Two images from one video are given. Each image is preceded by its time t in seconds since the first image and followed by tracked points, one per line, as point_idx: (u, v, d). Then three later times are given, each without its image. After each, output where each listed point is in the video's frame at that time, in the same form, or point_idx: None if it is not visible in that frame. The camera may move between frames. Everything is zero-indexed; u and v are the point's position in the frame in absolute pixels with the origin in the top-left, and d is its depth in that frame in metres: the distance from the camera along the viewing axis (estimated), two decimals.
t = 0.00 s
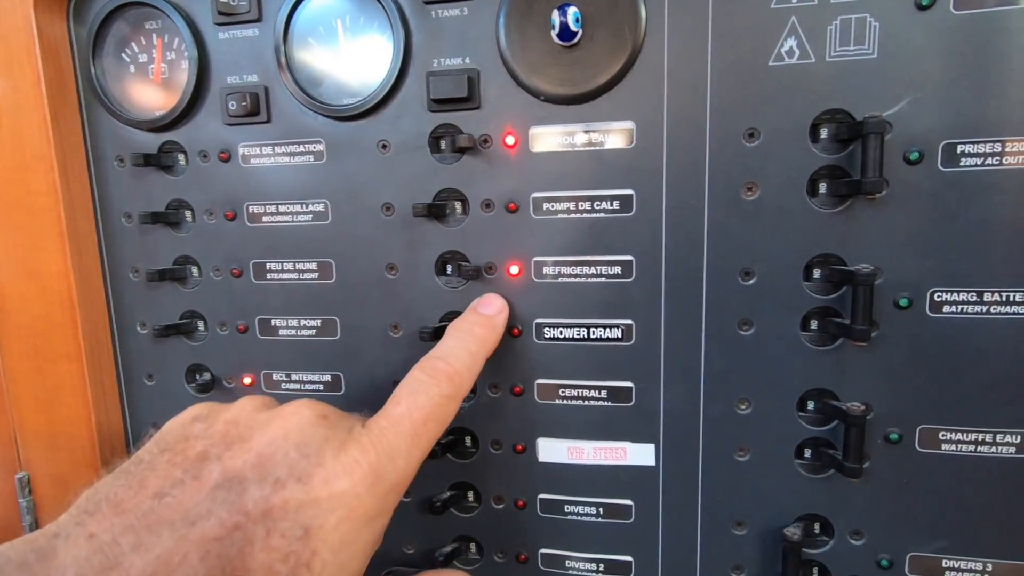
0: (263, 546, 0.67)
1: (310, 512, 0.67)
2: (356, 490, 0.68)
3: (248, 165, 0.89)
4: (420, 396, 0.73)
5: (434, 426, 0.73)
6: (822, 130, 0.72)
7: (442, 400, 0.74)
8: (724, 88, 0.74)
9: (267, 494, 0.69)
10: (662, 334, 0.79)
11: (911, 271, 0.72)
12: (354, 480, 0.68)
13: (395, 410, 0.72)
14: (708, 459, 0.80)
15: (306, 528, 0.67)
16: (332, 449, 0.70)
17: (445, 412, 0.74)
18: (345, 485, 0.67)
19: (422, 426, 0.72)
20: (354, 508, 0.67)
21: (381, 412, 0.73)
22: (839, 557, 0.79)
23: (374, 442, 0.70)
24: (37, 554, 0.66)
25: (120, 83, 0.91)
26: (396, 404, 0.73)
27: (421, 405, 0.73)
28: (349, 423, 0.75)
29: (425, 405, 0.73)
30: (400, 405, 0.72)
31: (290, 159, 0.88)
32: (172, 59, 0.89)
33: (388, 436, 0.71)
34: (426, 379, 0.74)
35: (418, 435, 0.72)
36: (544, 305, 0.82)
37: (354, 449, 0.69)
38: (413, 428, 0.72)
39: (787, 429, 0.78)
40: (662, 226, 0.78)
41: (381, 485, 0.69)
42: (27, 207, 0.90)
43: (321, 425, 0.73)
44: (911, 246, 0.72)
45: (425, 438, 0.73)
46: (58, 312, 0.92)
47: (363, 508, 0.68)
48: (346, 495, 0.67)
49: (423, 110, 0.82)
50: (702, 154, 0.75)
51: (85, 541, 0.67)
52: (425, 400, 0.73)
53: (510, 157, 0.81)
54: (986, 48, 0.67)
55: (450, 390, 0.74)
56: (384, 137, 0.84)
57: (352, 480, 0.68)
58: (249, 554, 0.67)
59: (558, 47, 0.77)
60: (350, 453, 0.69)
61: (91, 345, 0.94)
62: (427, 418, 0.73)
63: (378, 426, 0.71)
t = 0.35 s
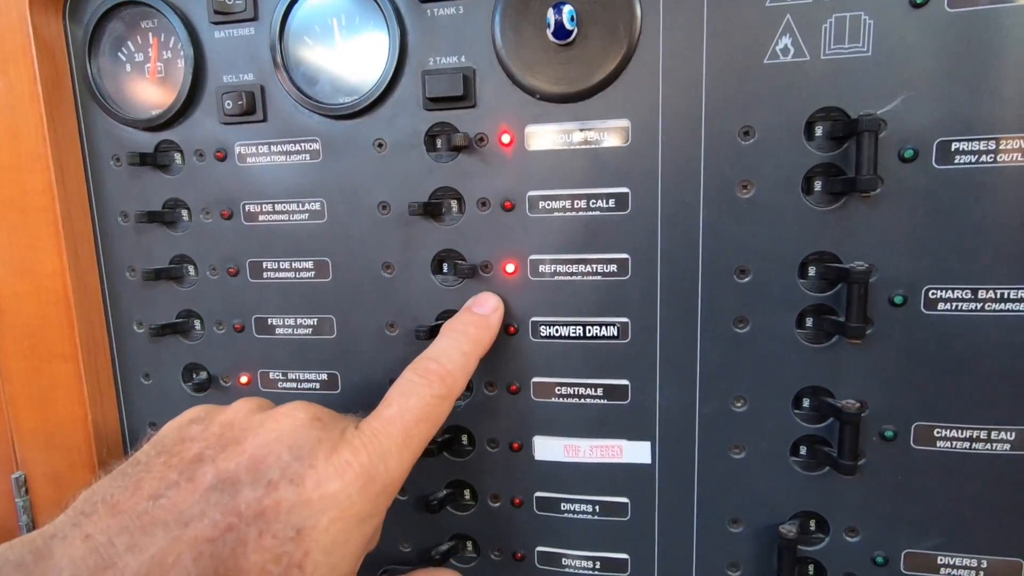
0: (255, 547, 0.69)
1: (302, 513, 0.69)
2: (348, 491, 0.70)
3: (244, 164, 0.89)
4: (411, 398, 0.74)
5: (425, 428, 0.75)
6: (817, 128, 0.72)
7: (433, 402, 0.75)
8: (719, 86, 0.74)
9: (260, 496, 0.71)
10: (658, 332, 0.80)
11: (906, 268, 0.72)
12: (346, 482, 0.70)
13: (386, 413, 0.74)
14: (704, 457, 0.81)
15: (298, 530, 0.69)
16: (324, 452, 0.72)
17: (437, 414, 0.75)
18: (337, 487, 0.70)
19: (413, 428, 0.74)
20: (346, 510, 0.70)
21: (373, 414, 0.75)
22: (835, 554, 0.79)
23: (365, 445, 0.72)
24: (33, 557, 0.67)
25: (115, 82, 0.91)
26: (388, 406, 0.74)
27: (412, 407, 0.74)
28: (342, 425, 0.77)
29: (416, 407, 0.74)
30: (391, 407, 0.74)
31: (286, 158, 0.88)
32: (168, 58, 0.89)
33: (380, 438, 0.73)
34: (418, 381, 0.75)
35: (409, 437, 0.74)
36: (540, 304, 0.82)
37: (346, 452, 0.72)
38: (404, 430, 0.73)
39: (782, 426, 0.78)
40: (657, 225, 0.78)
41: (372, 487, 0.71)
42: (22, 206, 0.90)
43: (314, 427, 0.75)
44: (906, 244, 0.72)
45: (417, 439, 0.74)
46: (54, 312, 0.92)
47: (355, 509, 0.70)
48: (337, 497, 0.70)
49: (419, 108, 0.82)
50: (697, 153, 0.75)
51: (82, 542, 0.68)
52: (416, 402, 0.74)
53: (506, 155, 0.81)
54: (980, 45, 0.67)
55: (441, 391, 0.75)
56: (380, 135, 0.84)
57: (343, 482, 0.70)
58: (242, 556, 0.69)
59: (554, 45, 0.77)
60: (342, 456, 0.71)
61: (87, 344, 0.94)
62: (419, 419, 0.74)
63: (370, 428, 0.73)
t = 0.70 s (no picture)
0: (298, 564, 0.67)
1: (343, 531, 0.67)
2: (391, 507, 0.68)
3: (251, 148, 0.91)
4: (444, 412, 0.75)
5: (456, 442, 0.75)
6: (812, 109, 0.74)
7: (462, 417, 0.76)
8: (717, 68, 0.75)
9: (299, 510, 0.69)
10: (656, 311, 0.81)
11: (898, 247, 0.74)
12: (388, 498, 0.68)
13: (423, 427, 0.73)
14: (700, 433, 0.83)
15: (340, 548, 0.67)
16: (365, 466, 0.70)
17: (465, 428, 0.76)
18: (379, 502, 0.68)
19: (447, 442, 0.74)
20: (387, 527, 0.68)
21: (408, 427, 0.74)
22: (827, 528, 0.81)
23: (405, 459, 0.71)
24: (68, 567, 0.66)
25: (125, 68, 0.93)
26: (423, 420, 0.74)
27: (447, 423, 0.74)
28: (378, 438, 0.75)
29: (449, 421, 0.75)
30: (427, 423, 0.74)
31: (293, 142, 0.90)
32: (176, 44, 0.91)
33: (417, 451, 0.72)
34: (448, 394, 0.76)
35: (445, 450, 0.74)
36: (541, 284, 0.84)
37: (388, 465, 0.70)
38: (440, 445, 0.73)
39: (777, 403, 0.80)
40: (655, 206, 0.79)
41: (412, 502, 0.70)
42: (36, 189, 0.92)
43: (353, 441, 0.73)
44: (899, 223, 0.73)
45: (450, 455, 0.74)
46: (68, 293, 0.94)
47: (396, 526, 0.69)
48: (380, 515, 0.68)
49: (422, 92, 0.84)
50: (695, 134, 0.77)
51: (118, 556, 0.67)
52: (449, 416, 0.75)
53: (507, 138, 0.82)
54: (973, 26, 0.68)
55: (470, 406, 0.77)
56: (384, 119, 0.86)
57: (385, 496, 0.68)
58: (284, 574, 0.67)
59: (554, 29, 0.79)
60: (385, 469, 0.70)
61: (100, 325, 0.96)
62: (452, 434, 0.75)
63: (408, 440, 0.72)
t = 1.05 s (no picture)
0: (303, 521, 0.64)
1: (343, 489, 0.65)
2: (393, 472, 0.65)
3: (252, 146, 0.92)
4: (466, 395, 0.73)
5: (479, 428, 0.73)
6: (810, 107, 0.74)
7: (488, 406, 0.74)
8: (715, 66, 0.75)
9: (304, 467, 0.67)
10: (654, 308, 0.82)
11: (896, 244, 0.74)
12: (389, 460, 0.66)
13: (441, 403, 0.72)
14: (699, 429, 0.83)
15: (339, 505, 0.64)
16: (368, 429, 0.69)
17: (491, 420, 0.74)
18: (379, 463, 0.65)
19: (466, 423, 0.71)
20: (386, 491, 0.65)
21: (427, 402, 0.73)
22: (825, 524, 0.81)
23: (412, 427, 0.69)
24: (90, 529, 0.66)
25: (126, 66, 0.94)
26: (443, 398, 0.73)
27: (468, 405, 0.72)
28: (384, 410, 0.74)
29: (472, 404, 0.73)
30: (447, 401, 0.72)
31: (293, 139, 0.90)
32: (176, 42, 0.91)
33: (428, 422, 0.70)
34: (477, 381, 0.75)
35: (462, 431, 0.71)
36: (540, 281, 0.85)
37: (392, 428, 0.68)
38: (456, 423, 0.71)
39: (775, 399, 0.80)
40: (653, 202, 0.80)
41: (415, 471, 0.67)
42: (37, 187, 0.93)
43: (356, 407, 0.73)
44: (897, 220, 0.73)
45: (467, 437, 0.71)
46: (69, 291, 0.95)
47: (395, 492, 0.65)
48: (378, 476, 0.65)
49: (422, 90, 0.84)
50: (693, 132, 0.77)
51: (133, 513, 0.66)
52: (474, 402, 0.73)
53: (506, 135, 0.83)
54: (970, 24, 0.69)
55: (499, 399, 0.75)
56: (383, 116, 0.86)
57: (386, 459, 0.66)
58: (286, 529, 0.64)
59: (553, 26, 0.79)
60: (389, 432, 0.68)
61: (101, 323, 0.97)
62: (473, 419, 0.72)
63: (420, 412, 0.71)
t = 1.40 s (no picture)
0: (219, 518, 0.64)
1: (256, 486, 0.65)
2: (311, 465, 0.66)
3: (255, 143, 0.92)
4: (387, 394, 0.74)
5: (401, 424, 0.74)
6: (811, 104, 0.74)
7: (409, 403, 0.75)
8: (716, 63, 0.76)
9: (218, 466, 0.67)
10: (655, 304, 0.82)
11: (896, 241, 0.74)
12: (305, 456, 0.67)
13: (361, 402, 0.73)
14: (699, 425, 0.83)
15: (252, 501, 0.65)
16: (286, 429, 0.69)
17: (412, 415, 0.75)
18: (295, 459, 0.66)
19: (386, 420, 0.72)
20: (302, 485, 0.65)
21: (348, 403, 0.73)
22: (826, 519, 0.82)
23: (328, 425, 0.69)
24: None
25: (129, 63, 0.94)
26: (365, 397, 0.73)
27: (388, 402, 0.73)
28: (306, 412, 0.75)
29: (392, 401, 0.74)
30: (366, 397, 0.73)
31: (295, 136, 0.90)
32: (180, 40, 0.92)
33: (347, 420, 0.70)
34: (397, 380, 0.76)
35: (381, 428, 0.72)
36: (541, 277, 0.85)
37: (310, 427, 0.69)
38: (376, 421, 0.72)
39: (775, 395, 0.81)
40: (655, 199, 0.80)
41: (333, 467, 0.67)
42: (41, 184, 0.93)
43: (278, 409, 0.73)
44: (897, 217, 0.74)
45: (388, 433, 0.72)
46: (73, 287, 0.95)
47: (311, 487, 0.66)
48: (294, 471, 0.66)
49: (424, 87, 0.85)
50: (694, 129, 0.77)
51: (45, 509, 0.64)
52: (394, 398, 0.74)
53: (508, 132, 0.83)
54: (970, 21, 0.69)
55: (418, 394, 0.76)
56: (385, 114, 0.87)
57: (303, 455, 0.67)
58: (195, 525, 0.64)
59: (555, 23, 0.79)
60: (307, 432, 0.69)
61: (105, 319, 0.97)
62: (393, 417, 0.73)
63: (342, 412, 0.72)
